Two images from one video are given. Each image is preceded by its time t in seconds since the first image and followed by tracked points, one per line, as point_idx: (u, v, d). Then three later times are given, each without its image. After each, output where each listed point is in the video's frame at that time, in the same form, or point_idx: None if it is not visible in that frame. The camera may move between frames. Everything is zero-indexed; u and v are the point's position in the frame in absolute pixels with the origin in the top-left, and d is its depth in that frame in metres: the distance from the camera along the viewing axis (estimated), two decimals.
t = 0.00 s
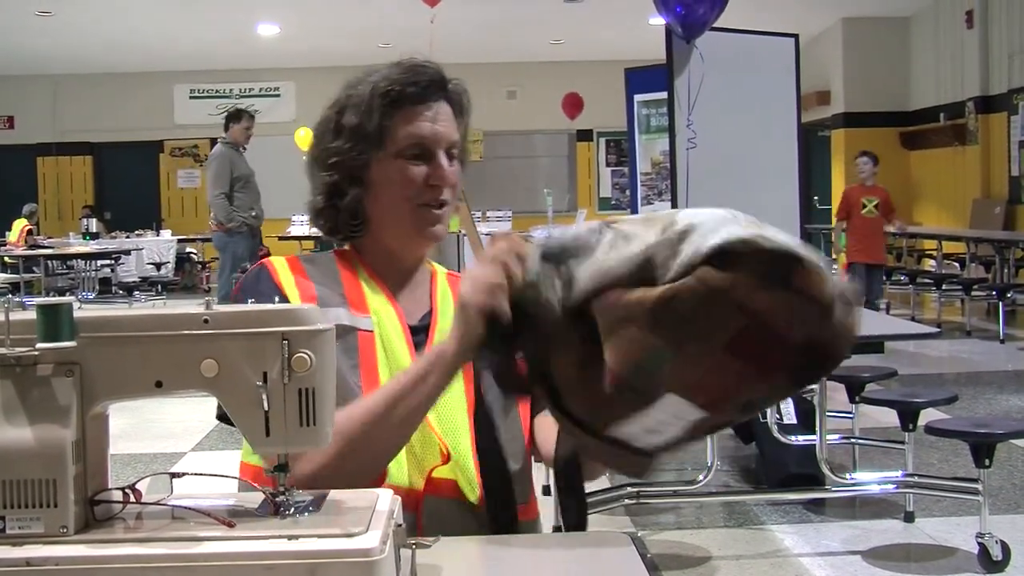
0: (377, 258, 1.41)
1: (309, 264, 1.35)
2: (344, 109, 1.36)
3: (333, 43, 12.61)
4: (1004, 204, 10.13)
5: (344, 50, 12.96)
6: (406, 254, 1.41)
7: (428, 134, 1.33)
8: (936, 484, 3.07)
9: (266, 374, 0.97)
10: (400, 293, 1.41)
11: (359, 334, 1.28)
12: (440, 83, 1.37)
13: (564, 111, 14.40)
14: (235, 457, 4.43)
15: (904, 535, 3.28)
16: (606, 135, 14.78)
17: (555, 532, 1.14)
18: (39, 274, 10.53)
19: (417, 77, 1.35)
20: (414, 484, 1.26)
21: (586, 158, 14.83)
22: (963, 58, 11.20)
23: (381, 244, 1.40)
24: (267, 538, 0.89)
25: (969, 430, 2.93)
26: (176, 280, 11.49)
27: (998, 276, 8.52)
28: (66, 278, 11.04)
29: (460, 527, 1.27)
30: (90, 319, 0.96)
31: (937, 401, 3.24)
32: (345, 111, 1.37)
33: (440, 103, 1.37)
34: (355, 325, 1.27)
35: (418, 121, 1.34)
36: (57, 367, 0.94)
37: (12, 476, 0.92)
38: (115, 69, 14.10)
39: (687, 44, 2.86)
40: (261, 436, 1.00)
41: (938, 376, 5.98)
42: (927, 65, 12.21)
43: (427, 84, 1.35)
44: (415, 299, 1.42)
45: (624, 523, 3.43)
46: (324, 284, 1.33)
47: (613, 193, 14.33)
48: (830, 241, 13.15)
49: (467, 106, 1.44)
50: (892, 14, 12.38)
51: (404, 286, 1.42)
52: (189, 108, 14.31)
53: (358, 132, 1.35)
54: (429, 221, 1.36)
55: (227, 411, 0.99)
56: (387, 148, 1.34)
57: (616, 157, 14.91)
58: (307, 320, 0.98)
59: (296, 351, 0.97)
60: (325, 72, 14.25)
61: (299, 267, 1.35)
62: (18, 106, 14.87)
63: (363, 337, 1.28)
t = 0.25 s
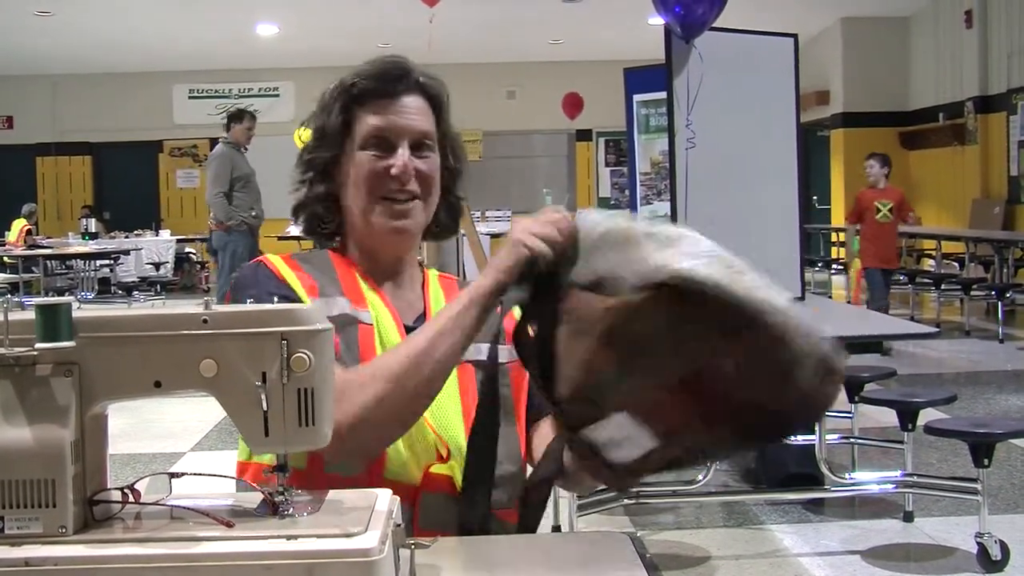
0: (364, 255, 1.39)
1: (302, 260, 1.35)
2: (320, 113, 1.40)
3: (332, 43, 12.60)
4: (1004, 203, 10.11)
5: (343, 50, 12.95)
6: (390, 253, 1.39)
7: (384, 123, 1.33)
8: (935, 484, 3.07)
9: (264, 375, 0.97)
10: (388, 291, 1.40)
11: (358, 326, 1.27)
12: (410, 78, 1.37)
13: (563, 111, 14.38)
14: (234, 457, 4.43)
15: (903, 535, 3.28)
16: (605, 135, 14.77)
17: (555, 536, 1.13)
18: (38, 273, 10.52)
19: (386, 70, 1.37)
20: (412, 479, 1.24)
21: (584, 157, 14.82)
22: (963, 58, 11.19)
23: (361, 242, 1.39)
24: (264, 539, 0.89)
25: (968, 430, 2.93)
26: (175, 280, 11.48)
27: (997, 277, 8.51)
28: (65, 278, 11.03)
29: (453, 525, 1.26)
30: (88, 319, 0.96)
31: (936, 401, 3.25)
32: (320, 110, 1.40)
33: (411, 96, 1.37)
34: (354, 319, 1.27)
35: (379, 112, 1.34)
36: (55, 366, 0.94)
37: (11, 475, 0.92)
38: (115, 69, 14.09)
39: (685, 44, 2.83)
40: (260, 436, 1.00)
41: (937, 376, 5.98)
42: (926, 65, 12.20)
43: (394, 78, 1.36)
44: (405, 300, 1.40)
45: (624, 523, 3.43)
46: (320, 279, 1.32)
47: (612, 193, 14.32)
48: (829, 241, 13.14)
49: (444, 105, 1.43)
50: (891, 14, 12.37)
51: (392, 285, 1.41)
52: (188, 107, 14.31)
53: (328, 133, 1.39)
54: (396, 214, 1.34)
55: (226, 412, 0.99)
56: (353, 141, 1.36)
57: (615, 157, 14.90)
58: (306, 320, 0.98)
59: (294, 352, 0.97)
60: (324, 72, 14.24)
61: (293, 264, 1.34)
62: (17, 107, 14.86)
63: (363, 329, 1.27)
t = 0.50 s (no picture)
0: (381, 257, 1.39)
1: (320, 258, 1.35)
2: (343, 113, 1.40)
3: (331, 43, 12.61)
4: (1002, 203, 10.12)
5: (342, 49, 12.95)
6: (409, 255, 1.38)
7: (412, 127, 1.34)
8: (934, 484, 3.08)
9: (264, 374, 0.97)
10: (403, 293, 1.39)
11: (367, 328, 1.28)
12: (436, 84, 1.38)
13: (562, 111, 14.40)
14: (231, 457, 4.43)
15: (902, 535, 3.29)
16: (603, 135, 14.78)
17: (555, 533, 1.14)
18: (37, 274, 10.53)
19: (414, 77, 1.38)
20: (417, 478, 1.26)
21: (583, 158, 14.84)
22: (961, 58, 11.19)
23: (380, 244, 1.38)
24: (264, 538, 0.89)
25: (966, 430, 2.93)
26: (174, 280, 11.49)
27: (995, 276, 8.52)
28: (63, 278, 11.03)
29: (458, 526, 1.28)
30: (86, 319, 0.96)
31: (934, 401, 3.25)
32: (344, 113, 1.40)
33: (437, 102, 1.38)
34: (362, 320, 1.27)
35: (408, 116, 1.35)
36: (55, 366, 0.94)
37: (10, 476, 0.92)
38: (113, 70, 14.10)
39: (684, 44, 2.82)
40: (260, 435, 1.00)
41: (936, 375, 5.98)
42: (924, 65, 12.22)
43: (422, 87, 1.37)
44: (419, 302, 1.39)
45: (623, 523, 3.44)
46: (334, 277, 1.32)
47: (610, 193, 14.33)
48: (827, 242, 13.15)
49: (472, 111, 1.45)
50: (889, 15, 12.39)
51: (408, 288, 1.40)
52: (187, 107, 14.30)
53: (352, 133, 1.38)
54: (421, 217, 1.35)
55: (226, 413, 0.99)
56: (378, 144, 1.36)
57: (613, 157, 14.93)
58: (305, 319, 0.98)
59: (294, 351, 0.97)
60: (322, 72, 14.24)
61: (311, 261, 1.34)
62: (16, 107, 14.86)
63: (371, 332, 1.27)
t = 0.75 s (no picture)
0: (394, 257, 1.39)
1: (334, 255, 1.34)
2: (357, 112, 1.39)
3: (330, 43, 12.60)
4: (1001, 204, 10.11)
5: (340, 50, 12.94)
6: (421, 255, 1.39)
7: (431, 130, 1.34)
8: (932, 484, 3.08)
9: (262, 374, 0.97)
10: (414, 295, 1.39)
11: (380, 323, 1.27)
12: (449, 81, 1.38)
13: (561, 111, 14.39)
14: (230, 457, 4.42)
15: (901, 535, 3.29)
16: (602, 135, 14.78)
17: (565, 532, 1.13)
18: (35, 274, 10.52)
19: (428, 75, 1.37)
20: (423, 475, 1.24)
21: (581, 158, 14.84)
22: (960, 58, 11.18)
23: (394, 245, 1.38)
24: (263, 539, 0.89)
25: (964, 431, 2.93)
26: (172, 280, 11.48)
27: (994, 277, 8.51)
28: (62, 278, 11.02)
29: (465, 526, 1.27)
30: (85, 320, 0.96)
31: (933, 401, 3.25)
32: (357, 113, 1.39)
33: (451, 101, 1.38)
34: (377, 314, 1.27)
35: (424, 117, 1.35)
36: (53, 367, 0.94)
37: (8, 476, 0.91)
38: (111, 70, 14.09)
39: (683, 45, 2.82)
40: (259, 436, 1.00)
41: (935, 376, 5.99)
42: (923, 65, 12.21)
43: (439, 86, 1.37)
44: (429, 303, 1.39)
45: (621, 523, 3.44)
46: (347, 271, 1.31)
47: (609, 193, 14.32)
48: (826, 242, 13.15)
49: (481, 108, 1.45)
50: (888, 15, 12.38)
51: (417, 290, 1.40)
52: (185, 108, 14.29)
53: (368, 133, 1.37)
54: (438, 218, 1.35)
55: (223, 412, 0.99)
56: (395, 147, 1.36)
57: (612, 157, 14.93)
58: (304, 320, 0.98)
59: (292, 352, 0.97)
60: (321, 72, 14.23)
61: (325, 257, 1.33)
62: (14, 107, 14.85)
63: (385, 326, 1.27)
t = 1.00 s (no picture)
0: (397, 262, 1.39)
1: (334, 259, 1.35)
2: (355, 119, 1.40)
3: (328, 43, 12.60)
4: (999, 204, 10.12)
5: (339, 50, 12.94)
6: (423, 258, 1.38)
7: (425, 136, 1.34)
8: (930, 484, 3.08)
9: (260, 374, 0.97)
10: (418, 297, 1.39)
11: (379, 333, 1.27)
12: (448, 85, 1.38)
13: (560, 111, 14.40)
14: (229, 458, 4.42)
15: (898, 534, 3.29)
16: (601, 135, 14.79)
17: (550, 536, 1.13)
18: (33, 274, 10.51)
19: (424, 80, 1.37)
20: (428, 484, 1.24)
21: (580, 158, 14.85)
22: (957, 59, 11.19)
23: (394, 250, 1.39)
24: (262, 540, 0.89)
25: (962, 431, 2.93)
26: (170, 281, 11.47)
27: (992, 276, 8.52)
28: (60, 279, 11.01)
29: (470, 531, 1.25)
30: (82, 319, 0.95)
31: (931, 401, 3.25)
32: (356, 121, 1.40)
33: (452, 107, 1.38)
34: (374, 326, 1.27)
35: (420, 124, 1.35)
36: (51, 367, 0.94)
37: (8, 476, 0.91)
38: (109, 70, 14.08)
39: (682, 45, 2.82)
40: (257, 436, 1.00)
41: (933, 377, 5.99)
42: (921, 65, 12.22)
43: (434, 90, 1.37)
44: (433, 304, 1.39)
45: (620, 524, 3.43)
46: (347, 278, 1.32)
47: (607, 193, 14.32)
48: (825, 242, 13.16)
49: (483, 110, 1.44)
50: (886, 15, 12.39)
51: (425, 290, 1.40)
52: (183, 108, 14.30)
53: (365, 141, 1.39)
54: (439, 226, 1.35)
55: (222, 414, 0.99)
56: (394, 154, 1.36)
57: (610, 157, 14.94)
58: (301, 320, 0.98)
59: (291, 351, 0.97)
60: (318, 72, 14.23)
61: (325, 262, 1.34)
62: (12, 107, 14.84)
63: (382, 336, 1.27)
